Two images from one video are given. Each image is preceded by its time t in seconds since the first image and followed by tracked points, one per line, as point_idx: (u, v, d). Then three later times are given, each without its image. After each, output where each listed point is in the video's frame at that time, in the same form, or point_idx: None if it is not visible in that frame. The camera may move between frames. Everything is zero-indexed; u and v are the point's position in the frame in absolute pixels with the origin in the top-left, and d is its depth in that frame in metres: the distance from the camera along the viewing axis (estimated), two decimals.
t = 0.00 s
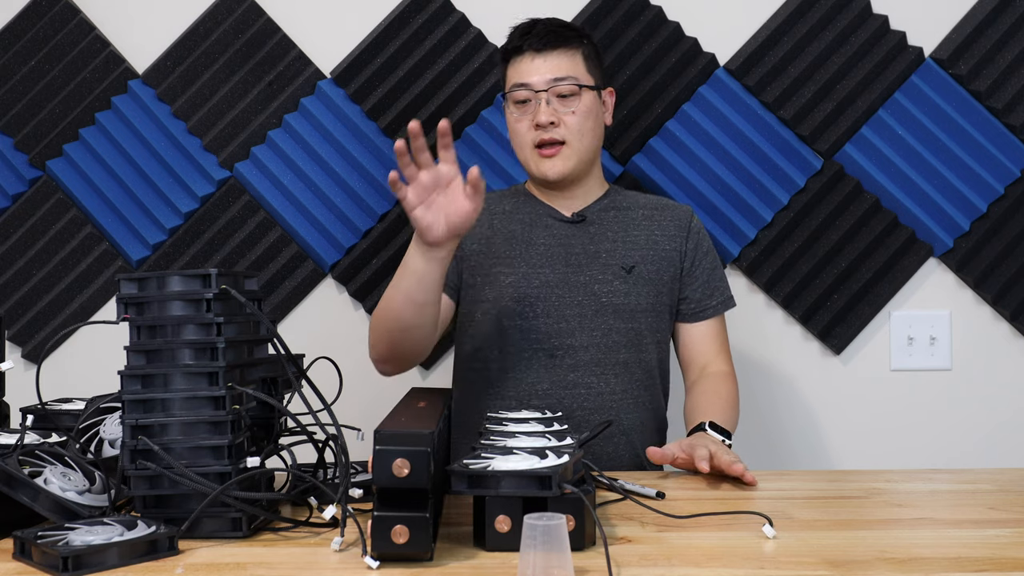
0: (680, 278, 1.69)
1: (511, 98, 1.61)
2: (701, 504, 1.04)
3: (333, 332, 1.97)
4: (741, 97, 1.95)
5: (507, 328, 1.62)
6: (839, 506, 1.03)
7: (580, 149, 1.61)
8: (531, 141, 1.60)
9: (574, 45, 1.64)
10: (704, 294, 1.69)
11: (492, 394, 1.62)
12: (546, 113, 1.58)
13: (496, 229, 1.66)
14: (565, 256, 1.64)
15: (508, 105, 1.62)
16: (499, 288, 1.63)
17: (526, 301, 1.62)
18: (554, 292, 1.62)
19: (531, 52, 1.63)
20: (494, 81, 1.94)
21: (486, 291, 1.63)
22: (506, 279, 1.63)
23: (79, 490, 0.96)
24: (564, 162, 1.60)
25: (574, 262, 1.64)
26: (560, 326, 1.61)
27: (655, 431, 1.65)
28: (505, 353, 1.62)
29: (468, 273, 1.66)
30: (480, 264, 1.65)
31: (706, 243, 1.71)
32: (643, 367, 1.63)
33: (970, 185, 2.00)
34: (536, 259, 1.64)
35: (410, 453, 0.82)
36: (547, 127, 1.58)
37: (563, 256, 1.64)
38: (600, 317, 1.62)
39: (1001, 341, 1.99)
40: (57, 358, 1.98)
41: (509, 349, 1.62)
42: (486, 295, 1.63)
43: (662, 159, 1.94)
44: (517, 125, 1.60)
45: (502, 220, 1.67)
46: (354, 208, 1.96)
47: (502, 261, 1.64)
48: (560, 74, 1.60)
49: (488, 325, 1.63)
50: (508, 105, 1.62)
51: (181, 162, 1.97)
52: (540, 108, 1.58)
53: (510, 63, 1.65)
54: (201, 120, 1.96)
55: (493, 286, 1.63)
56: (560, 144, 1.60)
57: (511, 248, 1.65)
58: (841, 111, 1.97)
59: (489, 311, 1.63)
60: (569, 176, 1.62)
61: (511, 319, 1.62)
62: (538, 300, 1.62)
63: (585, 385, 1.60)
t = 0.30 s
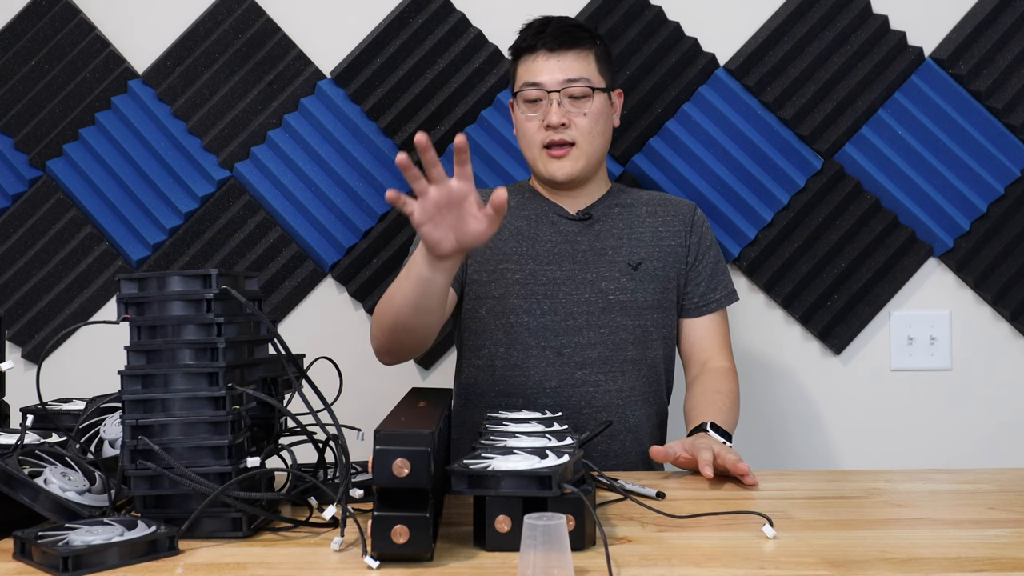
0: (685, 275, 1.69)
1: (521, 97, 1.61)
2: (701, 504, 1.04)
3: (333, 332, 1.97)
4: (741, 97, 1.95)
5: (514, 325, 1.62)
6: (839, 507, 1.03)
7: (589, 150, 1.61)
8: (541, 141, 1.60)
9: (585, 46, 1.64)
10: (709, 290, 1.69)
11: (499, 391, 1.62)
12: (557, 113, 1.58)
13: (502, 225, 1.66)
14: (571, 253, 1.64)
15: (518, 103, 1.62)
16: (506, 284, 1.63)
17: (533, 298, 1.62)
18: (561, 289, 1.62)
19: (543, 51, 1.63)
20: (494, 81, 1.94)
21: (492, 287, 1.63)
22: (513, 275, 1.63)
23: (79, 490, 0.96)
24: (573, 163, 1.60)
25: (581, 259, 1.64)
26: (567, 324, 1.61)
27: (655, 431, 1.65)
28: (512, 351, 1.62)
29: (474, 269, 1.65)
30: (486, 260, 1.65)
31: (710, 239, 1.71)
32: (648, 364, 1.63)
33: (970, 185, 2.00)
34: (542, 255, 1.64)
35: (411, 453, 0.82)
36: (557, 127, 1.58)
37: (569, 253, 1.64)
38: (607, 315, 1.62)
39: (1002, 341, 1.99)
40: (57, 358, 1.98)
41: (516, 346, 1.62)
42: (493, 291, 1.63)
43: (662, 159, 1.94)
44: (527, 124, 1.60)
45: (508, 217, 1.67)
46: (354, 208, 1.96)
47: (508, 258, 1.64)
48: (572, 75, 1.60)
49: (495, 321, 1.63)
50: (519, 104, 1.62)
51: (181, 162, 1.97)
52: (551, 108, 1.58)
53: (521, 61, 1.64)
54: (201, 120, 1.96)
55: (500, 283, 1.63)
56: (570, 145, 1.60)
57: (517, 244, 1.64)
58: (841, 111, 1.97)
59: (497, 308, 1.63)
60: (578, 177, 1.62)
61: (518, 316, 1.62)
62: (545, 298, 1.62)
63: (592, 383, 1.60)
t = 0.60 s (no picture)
0: (686, 277, 1.69)
1: (522, 97, 1.61)
2: (701, 505, 1.04)
3: (333, 332, 1.97)
4: (741, 97, 1.95)
5: (514, 324, 1.62)
6: (839, 507, 1.03)
7: (590, 152, 1.61)
8: (541, 143, 1.61)
9: (586, 48, 1.63)
10: (710, 292, 1.69)
11: (498, 391, 1.62)
12: (558, 115, 1.58)
13: (504, 224, 1.66)
14: (572, 254, 1.64)
15: (519, 104, 1.62)
16: (506, 284, 1.63)
17: (533, 298, 1.62)
18: (561, 290, 1.62)
19: (544, 52, 1.62)
20: (494, 81, 1.94)
21: (493, 286, 1.63)
22: (514, 275, 1.63)
23: (79, 489, 0.96)
24: (573, 164, 1.61)
25: (582, 260, 1.64)
26: (567, 324, 1.61)
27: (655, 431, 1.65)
28: (512, 350, 1.62)
29: (475, 268, 1.65)
30: (487, 259, 1.65)
31: (711, 241, 1.71)
32: (648, 366, 1.64)
33: (970, 185, 2.00)
34: (543, 256, 1.64)
35: (410, 453, 0.82)
36: (558, 129, 1.59)
37: (570, 253, 1.64)
38: (608, 316, 1.62)
39: (1002, 341, 1.99)
40: (57, 358, 1.98)
41: (516, 345, 1.62)
42: (493, 290, 1.63)
43: (662, 159, 1.94)
44: (528, 125, 1.61)
45: (510, 216, 1.67)
46: (354, 208, 1.96)
47: (510, 257, 1.64)
48: (573, 76, 1.60)
49: (496, 320, 1.63)
50: (520, 104, 1.62)
51: (181, 162, 1.97)
52: (552, 110, 1.59)
53: (522, 62, 1.64)
54: (201, 120, 1.96)
55: (501, 282, 1.63)
56: (570, 146, 1.61)
57: (518, 244, 1.64)
58: (841, 111, 1.97)
59: (497, 307, 1.62)
60: (578, 178, 1.62)
61: (518, 316, 1.62)
62: (545, 298, 1.62)
63: (592, 384, 1.60)
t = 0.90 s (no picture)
0: (685, 280, 1.69)
1: (521, 97, 1.61)
2: (701, 504, 1.04)
3: (333, 332, 1.97)
4: (741, 97, 1.95)
5: (511, 324, 1.62)
6: (839, 507, 1.03)
7: (589, 151, 1.61)
8: (540, 142, 1.60)
9: (586, 47, 1.63)
10: (709, 295, 1.69)
11: (495, 390, 1.62)
12: (556, 115, 1.58)
13: (503, 224, 1.66)
14: (571, 255, 1.64)
15: (518, 104, 1.62)
16: (505, 284, 1.63)
17: (532, 298, 1.62)
18: (559, 291, 1.62)
19: (544, 52, 1.62)
20: (494, 81, 1.94)
21: (491, 286, 1.63)
22: (512, 275, 1.63)
23: (79, 490, 0.96)
24: (572, 163, 1.60)
25: (580, 261, 1.64)
26: (565, 325, 1.61)
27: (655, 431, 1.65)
28: (509, 350, 1.62)
29: (474, 267, 1.65)
30: (487, 258, 1.64)
31: (710, 244, 1.71)
32: (646, 367, 1.64)
33: (971, 185, 2.00)
34: (542, 256, 1.64)
35: (410, 452, 0.81)
36: (557, 128, 1.59)
37: (568, 254, 1.64)
38: (605, 317, 1.62)
39: (1001, 341, 1.99)
40: (57, 358, 1.98)
41: (513, 345, 1.62)
42: (492, 290, 1.63)
43: (662, 159, 1.94)
44: (527, 124, 1.61)
45: (510, 216, 1.67)
46: (354, 208, 1.96)
47: (509, 257, 1.64)
48: (572, 76, 1.59)
49: (494, 319, 1.63)
50: (519, 103, 1.62)
51: (181, 162, 1.97)
52: (551, 110, 1.58)
53: (521, 61, 1.64)
54: (201, 120, 1.96)
55: (500, 282, 1.63)
56: (569, 145, 1.60)
57: (517, 244, 1.64)
58: (841, 111, 1.97)
59: (495, 306, 1.62)
60: (577, 176, 1.62)
61: (516, 315, 1.62)
62: (544, 298, 1.62)
63: (589, 385, 1.60)
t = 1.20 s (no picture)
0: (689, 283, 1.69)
1: (540, 91, 1.62)
2: (702, 504, 1.04)
3: (333, 332, 1.97)
4: (741, 97, 1.95)
5: (516, 326, 1.62)
6: (839, 507, 1.03)
7: (601, 151, 1.61)
8: (554, 138, 1.60)
9: (607, 49, 1.63)
10: (713, 298, 1.69)
11: (499, 392, 1.62)
12: (574, 112, 1.58)
13: (508, 227, 1.66)
14: (574, 258, 1.64)
15: (536, 98, 1.62)
16: (509, 286, 1.63)
17: (536, 301, 1.62)
18: (563, 293, 1.62)
19: (568, 49, 1.62)
20: (494, 81, 1.94)
21: (496, 289, 1.63)
22: (516, 277, 1.63)
23: (79, 490, 0.96)
24: (583, 163, 1.61)
25: (584, 264, 1.64)
26: (569, 328, 1.61)
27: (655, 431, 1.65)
28: (513, 352, 1.62)
29: (479, 269, 1.65)
30: (491, 261, 1.64)
31: (713, 247, 1.71)
32: (650, 370, 1.64)
33: (970, 185, 2.00)
34: (546, 259, 1.64)
35: (387, 433, 0.82)
36: (572, 126, 1.59)
37: (573, 257, 1.64)
38: (609, 320, 1.62)
39: (1002, 342, 1.99)
40: (57, 358, 1.98)
41: (517, 347, 1.62)
42: (496, 292, 1.63)
43: (662, 159, 1.94)
44: (543, 119, 1.61)
45: (514, 219, 1.67)
46: (355, 209, 1.96)
47: (513, 260, 1.64)
48: (593, 76, 1.60)
49: (498, 322, 1.62)
50: (538, 98, 1.62)
51: (181, 162, 1.97)
52: (569, 107, 1.59)
53: (543, 55, 1.64)
54: (201, 120, 1.96)
55: (504, 284, 1.63)
56: (582, 145, 1.60)
57: (522, 247, 1.64)
58: (841, 111, 1.97)
59: (499, 310, 1.62)
60: (586, 176, 1.62)
61: (521, 318, 1.62)
62: (548, 301, 1.62)
63: (592, 387, 1.60)
